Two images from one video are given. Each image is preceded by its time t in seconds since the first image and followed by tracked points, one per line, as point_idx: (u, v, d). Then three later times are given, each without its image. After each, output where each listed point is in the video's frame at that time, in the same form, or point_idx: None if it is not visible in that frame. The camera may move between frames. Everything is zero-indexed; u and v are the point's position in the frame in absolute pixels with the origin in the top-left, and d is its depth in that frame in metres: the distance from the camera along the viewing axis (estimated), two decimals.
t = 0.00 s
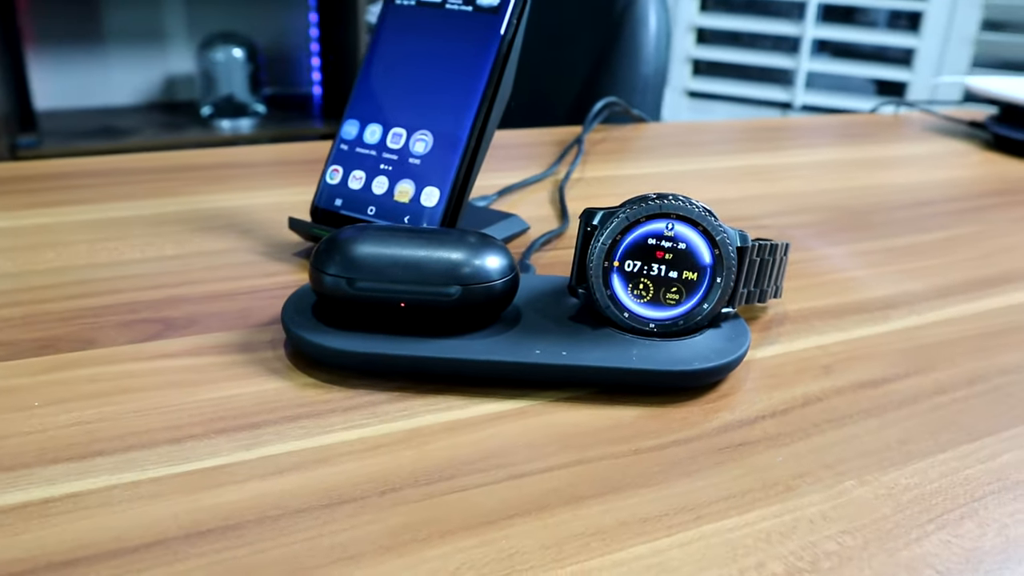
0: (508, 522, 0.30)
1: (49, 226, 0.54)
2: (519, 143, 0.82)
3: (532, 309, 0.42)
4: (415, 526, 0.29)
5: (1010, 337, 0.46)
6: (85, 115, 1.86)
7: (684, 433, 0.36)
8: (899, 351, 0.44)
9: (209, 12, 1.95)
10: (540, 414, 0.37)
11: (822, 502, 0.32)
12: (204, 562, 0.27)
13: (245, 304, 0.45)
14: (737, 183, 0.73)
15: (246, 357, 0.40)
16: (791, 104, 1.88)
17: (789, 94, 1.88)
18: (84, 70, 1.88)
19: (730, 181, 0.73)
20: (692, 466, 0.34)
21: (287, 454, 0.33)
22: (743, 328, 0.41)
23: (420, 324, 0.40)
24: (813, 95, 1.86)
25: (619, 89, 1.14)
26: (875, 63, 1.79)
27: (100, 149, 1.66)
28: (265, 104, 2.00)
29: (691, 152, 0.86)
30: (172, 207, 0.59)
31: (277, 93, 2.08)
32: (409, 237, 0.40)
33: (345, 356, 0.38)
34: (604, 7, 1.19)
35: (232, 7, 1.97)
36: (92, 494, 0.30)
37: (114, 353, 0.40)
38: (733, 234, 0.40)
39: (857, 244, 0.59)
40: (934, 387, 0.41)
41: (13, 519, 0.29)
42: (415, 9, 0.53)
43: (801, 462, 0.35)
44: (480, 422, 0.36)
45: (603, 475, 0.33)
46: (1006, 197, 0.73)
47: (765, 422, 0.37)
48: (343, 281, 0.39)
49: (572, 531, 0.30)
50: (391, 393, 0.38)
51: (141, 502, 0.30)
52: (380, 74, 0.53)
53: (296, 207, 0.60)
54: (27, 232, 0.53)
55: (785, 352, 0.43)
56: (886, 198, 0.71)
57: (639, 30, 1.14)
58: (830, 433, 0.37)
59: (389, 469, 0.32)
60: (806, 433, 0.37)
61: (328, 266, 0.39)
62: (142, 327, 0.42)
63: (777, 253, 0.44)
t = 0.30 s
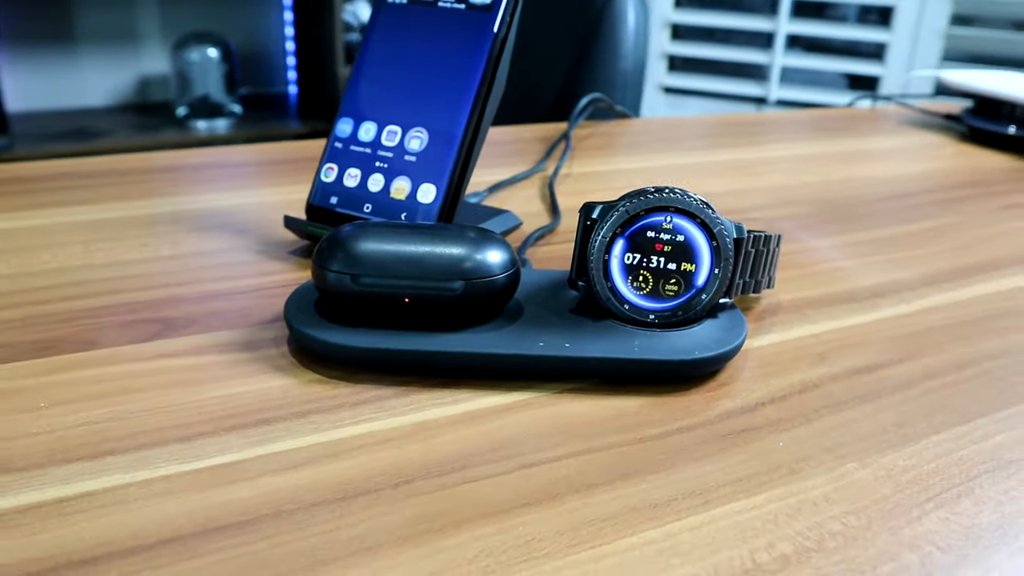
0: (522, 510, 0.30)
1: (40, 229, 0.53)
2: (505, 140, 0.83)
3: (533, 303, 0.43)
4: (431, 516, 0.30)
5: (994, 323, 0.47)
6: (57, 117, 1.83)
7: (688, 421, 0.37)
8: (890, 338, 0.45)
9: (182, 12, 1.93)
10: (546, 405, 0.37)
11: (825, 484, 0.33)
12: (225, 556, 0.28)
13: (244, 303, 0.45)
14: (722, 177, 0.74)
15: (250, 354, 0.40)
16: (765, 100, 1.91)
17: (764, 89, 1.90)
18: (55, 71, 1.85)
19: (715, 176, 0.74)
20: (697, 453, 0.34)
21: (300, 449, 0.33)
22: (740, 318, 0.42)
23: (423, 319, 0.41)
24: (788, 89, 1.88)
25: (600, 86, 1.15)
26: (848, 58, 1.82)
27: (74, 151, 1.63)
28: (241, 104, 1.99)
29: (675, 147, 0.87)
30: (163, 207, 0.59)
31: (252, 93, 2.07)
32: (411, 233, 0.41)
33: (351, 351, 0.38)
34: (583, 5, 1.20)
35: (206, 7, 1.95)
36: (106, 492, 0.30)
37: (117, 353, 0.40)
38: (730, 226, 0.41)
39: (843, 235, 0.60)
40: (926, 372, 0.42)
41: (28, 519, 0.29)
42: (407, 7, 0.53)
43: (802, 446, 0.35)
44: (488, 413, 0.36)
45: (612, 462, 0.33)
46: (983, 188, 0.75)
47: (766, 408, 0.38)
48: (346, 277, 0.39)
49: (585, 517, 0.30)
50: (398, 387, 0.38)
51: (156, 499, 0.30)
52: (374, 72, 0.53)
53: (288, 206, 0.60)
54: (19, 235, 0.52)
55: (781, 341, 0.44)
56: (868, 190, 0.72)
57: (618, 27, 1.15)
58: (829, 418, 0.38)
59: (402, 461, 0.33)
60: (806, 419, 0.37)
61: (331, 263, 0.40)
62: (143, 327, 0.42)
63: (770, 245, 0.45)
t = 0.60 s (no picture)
0: (534, 499, 0.31)
1: (29, 230, 0.53)
2: (491, 137, 0.83)
3: (532, 296, 0.43)
4: (445, 507, 0.30)
5: (977, 310, 0.49)
6: (27, 118, 1.80)
7: (689, 409, 0.38)
8: (879, 326, 0.46)
9: (155, 12, 1.91)
10: (550, 396, 0.38)
11: (826, 467, 0.34)
12: (244, 551, 0.28)
13: (243, 301, 0.45)
14: (707, 171, 0.75)
15: (253, 352, 0.40)
16: (740, 95, 1.91)
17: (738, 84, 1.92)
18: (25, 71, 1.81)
19: (699, 170, 0.75)
20: (700, 440, 0.35)
21: (310, 444, 0.34)
22: (735, 308, 0.43)
23: (425, 314, 0.41)
24: (761, 85, 1.89)
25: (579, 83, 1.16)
26: (820, 53, 1.84)
27: (46, 153, 1.61)
28: (215, 104, 1.97)
29: (658, 143, 0.88)
30: (152, 207, 0.58)
31: (227, 93, 2.05)
32: (411, 229, 0.41)
33: (355, 347, 0.39)
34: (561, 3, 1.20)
35: (179, 6, 1.93)
36: (120, 491, 0.30)
37: (118, 352, 0.40)
38: (725, 218, 0.42)
39: (828, 227, 0.62)
40: (915, 358, 0.43)
41: (43, 518, 0.29)
42: (399, 5, 0.53)
43: (802, 431, 0.36)
44: (494, 405, 0.37)
45: (618, 451, 0.34)
46: (959, 179, 0.77)
47: (764, 395, 0.39)
48: (347, 273, 0.40)
49: (597, 504, 0.31)
50: (403, 382, 0.39)
51: (170, 496, 0.30)
52: (366, 70, 0.53)
53: (279, 205, 0.60)
54: (8, 238, 0.52)
55: (774, 330, 0.45)
56: (849, 183, 0.74)
57: (595, 24, 1.16)
58: (825, 404, 0.39)
59: (413, 454, 0.33)
60: (803, 405, 0.38)
61: (332, 259, 0.40)
62: (143, 327, 0.42)
63: (761, 237, 0.46)
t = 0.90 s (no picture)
0: (544, 489, 0.31)
1: (17, 234, 0.52)
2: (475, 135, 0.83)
3: (530, 291, 0.44)
4: (457, 499, 0.31)
5: (959, 298, 0.50)
6: None
7: (689, 399, 0.38)
8: (866, 315, 0.48)
9: (126, 12, 1.89)
10: (552, 389, 0.39)
11: (824, 453, 0.35)
12: (261, 546, 0.28)
13: (239, 300, 0.45)
14: (690, 167, 0.76)
15: (254, 351, 0.40)
16: (713, 91, 1.94)
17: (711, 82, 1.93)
18: None
19: (683, 166, 0.76)
20: (702, 429, 0.36)
21: (318, 440, 0.34)
22: (728, 300, 0.44)
23: (425, 310, 0.41)
24: (735, 82, 1.92)
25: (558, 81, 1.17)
26: (791, 50, 1.87)
27: (17, 156, 1.58)
28: (188, 105, 1.95)
29: (639, 139, 0.89)
30: (140, 209, 0.58)
31: (200, 94, 2.03)
32: (411, 226, 0.41)
33: (356, 344, 0.39)
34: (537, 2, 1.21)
35: (150, 7, 1.91)
36: (131, 490, 0.30)
37: (118, 353, 0.40)
38: (719, 211, 0.42)
39: (811, 220, 0.63)
40: (903, 346, 0.44)
41: (56, 519, 0.29)
42: (388, 4, 0.53)
43: (799, 418, 0.37)
44: (498, 399, 0.37)
45: (623, 441, 0.35)
46: (935, 172, 0.79)
47: (760, 384, 0.40)
48: (348, 271, 0.40)
49: (605, 493, 0.31)
50: (406, 378, 0.39)
51: (182, 494, 0.30)
52: (357, 69, 0.53)
53: (269, 205, 0.60)
54: None
55: (766, 321, 0.46)
56: (829, 177, 0.75)
57: (573, 22, 1.17)
58: (820, 391, 0.40)
59: (421, 448, 0.33)
60: (799, 393, 0.39)
61: (332, 257, 0.40)
62: (141, 327, 0.42)
63: (752, 230, 0.47)
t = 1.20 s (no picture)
0: (554, 480, 0.32)
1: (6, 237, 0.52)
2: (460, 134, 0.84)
3: (528, 287, 0.44)
4: (469, 491, 0.31)
5: (943, 289, 0.52)
6: None
7: (688, 390, 0.39)
8: (854, 306, 0.49)
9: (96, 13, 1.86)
10: (554, 383, 0.39)
11: (822, 440, 0.36)
12: (278, 542, 0.28)
13: (237, 301, 0.45)
14: (674, 164, 0.77)
15: (256, 351, 0.41)
16: (687, 90, 1.96)
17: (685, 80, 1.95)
18: None
19: (667, 164, 0.77)
20: (703, 419, 0.37)
21: (327, 437, 0.34)
22: (723, 293, 0.45)
23: (426, 307, 0.42)
24: (708, 80, 1.94)
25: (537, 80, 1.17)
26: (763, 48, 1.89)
27: None
28: (162, 107, 1.93)
29: (622, 137, 0.90)
30: (129, 211, 0.57)
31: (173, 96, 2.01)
32: (410, 225, 0.41)
33: (358, 341, 0.39)
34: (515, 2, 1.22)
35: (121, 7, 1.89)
36: (143, 490, 0.30)
37: (118, 355, 0.39)
38: (714, 206, 0.43)
39: (795, 215, 0.64)
40: (892, 336, 0.45)
41: (70, 520, 0.29)
42: (379, 4, 0.53)
43: (796, 407, 0.38)
44: (502, 393, 0.38)
45: (627, 433, 0.35)
46: (912, 167, 0.81)
47: (757, 375, 0.41)
48: (348, 269, 0.40)
49: (614, 482, 0.32)
50: (409, 374, 0.39)
51: (195, 493, 0.30)
52: (348, 69, 0.53)
53: (259, 206, 0.60)
54: None
55: (758, 313, 0.47)
56: (810, 173, 0.77)
57: (551, 22, 1.17)
58: (814, 381, 0.41)
59: (430, 443, 0.34)
60: (794, 382, 0.40)
61: (333, 256, 0.41)
62: (140, 329, 0.42)
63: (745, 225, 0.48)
